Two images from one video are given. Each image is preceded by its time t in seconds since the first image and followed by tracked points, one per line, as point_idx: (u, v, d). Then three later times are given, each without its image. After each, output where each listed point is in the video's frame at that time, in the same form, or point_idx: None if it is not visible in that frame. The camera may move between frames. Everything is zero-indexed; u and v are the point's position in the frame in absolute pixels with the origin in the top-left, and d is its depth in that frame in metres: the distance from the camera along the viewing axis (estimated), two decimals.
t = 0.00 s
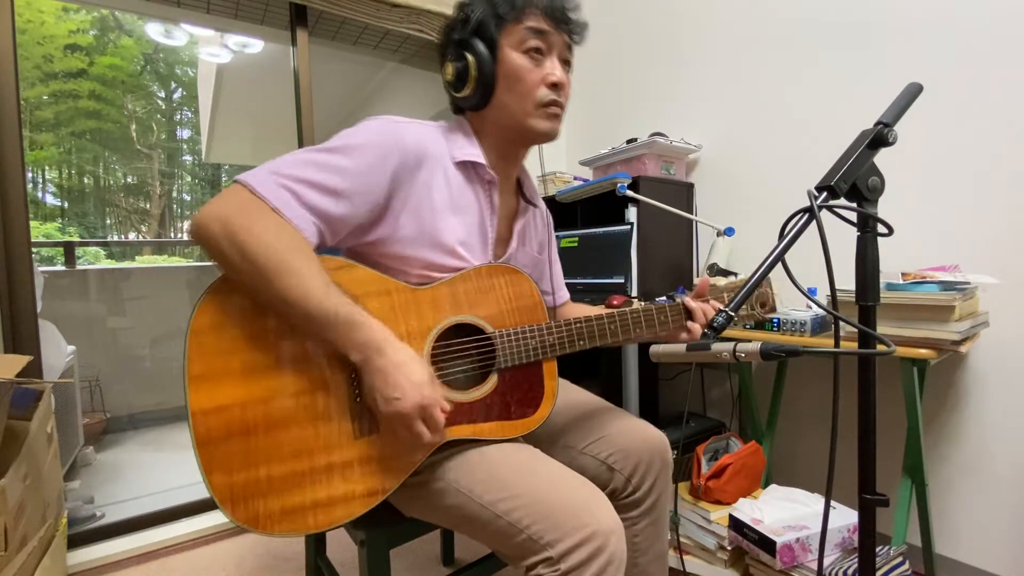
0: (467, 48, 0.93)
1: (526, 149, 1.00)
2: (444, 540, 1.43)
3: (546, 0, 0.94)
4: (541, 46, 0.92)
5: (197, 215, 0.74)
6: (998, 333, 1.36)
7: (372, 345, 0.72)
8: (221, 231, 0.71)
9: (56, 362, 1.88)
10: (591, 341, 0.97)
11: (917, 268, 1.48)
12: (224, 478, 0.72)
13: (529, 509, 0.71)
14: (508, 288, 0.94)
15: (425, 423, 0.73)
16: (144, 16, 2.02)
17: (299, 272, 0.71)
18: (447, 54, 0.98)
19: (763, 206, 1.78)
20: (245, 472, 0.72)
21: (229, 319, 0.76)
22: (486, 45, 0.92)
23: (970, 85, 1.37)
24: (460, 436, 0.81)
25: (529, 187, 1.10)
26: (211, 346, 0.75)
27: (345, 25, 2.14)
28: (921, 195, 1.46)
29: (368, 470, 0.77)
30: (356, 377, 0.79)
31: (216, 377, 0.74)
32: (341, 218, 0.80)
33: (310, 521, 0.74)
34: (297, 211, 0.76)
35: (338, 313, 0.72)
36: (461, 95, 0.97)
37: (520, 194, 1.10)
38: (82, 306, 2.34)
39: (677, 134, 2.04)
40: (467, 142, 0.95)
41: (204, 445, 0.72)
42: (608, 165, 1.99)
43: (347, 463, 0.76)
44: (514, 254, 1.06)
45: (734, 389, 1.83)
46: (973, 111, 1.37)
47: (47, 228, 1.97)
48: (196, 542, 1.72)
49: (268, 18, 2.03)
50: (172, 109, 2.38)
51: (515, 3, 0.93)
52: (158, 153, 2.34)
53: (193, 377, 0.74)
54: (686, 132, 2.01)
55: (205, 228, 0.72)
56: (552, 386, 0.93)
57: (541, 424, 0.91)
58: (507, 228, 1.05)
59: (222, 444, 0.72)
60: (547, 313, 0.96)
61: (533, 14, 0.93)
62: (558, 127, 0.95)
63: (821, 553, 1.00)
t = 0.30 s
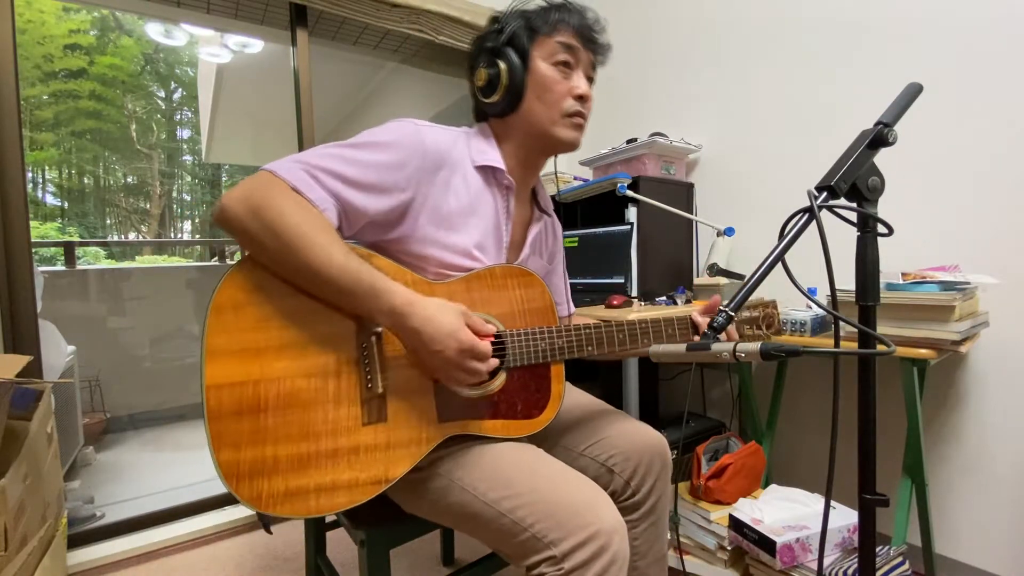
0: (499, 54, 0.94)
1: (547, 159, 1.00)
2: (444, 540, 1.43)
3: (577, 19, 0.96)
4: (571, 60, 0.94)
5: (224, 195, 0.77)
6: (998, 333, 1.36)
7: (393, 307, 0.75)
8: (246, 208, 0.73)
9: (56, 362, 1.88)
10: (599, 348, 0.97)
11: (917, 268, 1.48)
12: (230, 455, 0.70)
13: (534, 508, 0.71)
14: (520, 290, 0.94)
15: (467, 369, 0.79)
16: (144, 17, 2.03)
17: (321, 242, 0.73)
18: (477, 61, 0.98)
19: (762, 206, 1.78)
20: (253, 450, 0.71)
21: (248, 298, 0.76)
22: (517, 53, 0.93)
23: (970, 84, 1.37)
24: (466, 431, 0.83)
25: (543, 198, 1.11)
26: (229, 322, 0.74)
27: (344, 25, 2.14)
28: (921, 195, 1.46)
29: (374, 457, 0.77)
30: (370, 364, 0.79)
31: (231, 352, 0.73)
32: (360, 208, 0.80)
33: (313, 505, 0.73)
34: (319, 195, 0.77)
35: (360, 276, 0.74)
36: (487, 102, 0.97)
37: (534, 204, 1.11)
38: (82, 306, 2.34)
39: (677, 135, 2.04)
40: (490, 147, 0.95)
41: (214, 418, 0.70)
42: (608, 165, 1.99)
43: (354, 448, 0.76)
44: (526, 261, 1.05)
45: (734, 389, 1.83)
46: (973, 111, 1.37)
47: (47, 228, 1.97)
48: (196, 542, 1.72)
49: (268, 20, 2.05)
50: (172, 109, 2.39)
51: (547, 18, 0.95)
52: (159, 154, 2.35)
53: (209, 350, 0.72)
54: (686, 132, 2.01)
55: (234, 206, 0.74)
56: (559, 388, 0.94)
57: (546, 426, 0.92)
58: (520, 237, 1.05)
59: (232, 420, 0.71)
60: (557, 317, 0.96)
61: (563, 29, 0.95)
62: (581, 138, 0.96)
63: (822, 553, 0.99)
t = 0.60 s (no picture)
0: (520, 61, 0.94)
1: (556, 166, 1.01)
2: (444, 540, 1.43)
3: (599, 35, 0.97)
4: (589, 74, 0.95)
5: (238, 187, 0.76)
6: (998, 333, 1.36)
7: (398, 312, 0.75)
8: (259, 201, 0.73)
9: (56, 362, 1.88)
10: (603, 350, 0.98)
11: (917, 268, 1.48)
12: (235, 446, 0.70)
13: (537, 506, 0.71)
14: (526, 291, 0.94)
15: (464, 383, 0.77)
16: (144, 16, 2.04)
17: (331, 242, 0.72)
18: (497, 65, 0.98)
19: (762, 206, 1.78)
20: (257, 442, 0.71)
21: (257, 291, 0.76)
22: (538, 62, 0.93)
23: (970, 84, 1.37)
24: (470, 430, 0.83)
25: (552, 205, 1.11)
26: (236, 314, 0.74)
27: (344, 25, 2.14)
28: (921, 195, 1.46)
29: (377, 452, 0.77)
30: (376, 360, 0.79)
31: (238, 344, 0.74)
32: (374, 207, 0.80)
33: (315, 499, 0.73)
34: (332, 192, 0.76)
35: (367, 280, 0.74)
36: (503, 105, 0.97)
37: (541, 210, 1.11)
38: (82, 306, 2.34)
39: (677, 134, 2.04)
40: (500, 152, 0.96)
41: (220, 409, 0.71)
42: (608, 165, 1.99)
43: (358, 443, 0.76)
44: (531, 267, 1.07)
45: (734, 389, 1.82)
46: (973, 111, 1.37)
47: (48, 228, 1.97)
48: (196, 542, 1.72)
49: (268, 20, 2.04)
50: (172, 109, 2.40)
51: (570, 31, 0.95)
52: (159, 154, 2.35)
53: (216, 342, 0.73)
54: (686, 132, 2.01)
55: (247, 201, 0.73)
56: (562, 390, 0.93)
57: (548, 426, 0.91)
58: (526, 243, 1.07)
59: (237, 412, 0.71)
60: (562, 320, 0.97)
61: (584, 42, 0.96)
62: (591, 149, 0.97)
63: (822, 553, 1.00)
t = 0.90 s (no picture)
0: (547, 63, 0.92)
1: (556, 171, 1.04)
2: (444, 540, 1.43)
3: (618, 52, 1.00)
4: (605, 89, 0.98)
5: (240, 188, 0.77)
6: (997, 333, 1.36)
7: (401, 310, 0.75)
8: (261, 202, 0.74)
9: (56, 361, 1.88)
10: (603, 348, 0.97)
11: (917, 268, 1.48)
12: (239, 448, 0.71)
13: (538, 506, 0.71)
14: (526, 289, 0.94)
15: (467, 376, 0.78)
16: (144, 16, 2.04)
17: (333, 242, 0.73)
18: (520, 62, 0.96)
19: (762, 206, 1.78)
20: (260, 443, 0.71)
21: (259, 291, 0.76)
22: (564, 68, 0.93)
23: (970, 84, 1.37)
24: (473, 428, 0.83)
25: (551, 206, 1.12)
26: (238, 315, 0.75)
27: (344, 25, 2.14)
28: (921, 195, 1.46)
29: (380, 453, 0.77)
30: (378, 359, 0.79)
31: (240, 345, 0.74)
32: (375, 207, 0.80)
33: (318, 500, 0.73)
34: (335, 193, 0.77)
35: (371, 281, 0.74)
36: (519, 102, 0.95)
37: (540, 210, 1.12)
38: (81, 305, 2.34)
39: (677, 134, 2.04)
40: (501, 152, 0.96)
41: (222, 411, 0.71)
42: (608, 165, 1.99)
43: (361, 443, 0.76)
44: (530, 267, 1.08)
45: (734, 389, 1.82)
46: (973, 111, 1.37)
47: (48, 228, 1.97)
48: (196, 542, 1.72)
49: (268, 20, 2.05)
50: (172, 109, 2.40)
51: (597, 43, 0.96)
52: (159, 154, 2.35)
53: (219, 343, 0.73)
54: (686, 132, 2.01)
55: (250, 203, 0.75)
56: (562, 388, 0.93)
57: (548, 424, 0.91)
58: (526, 243, 1.08)
59: (240, 413, 0.71)
60: (563, 317, 0.97)
61: (607, 58, 0.97)
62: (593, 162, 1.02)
63: (822, 553, 1.00)
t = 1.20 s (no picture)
0: (532, 54, 0.91)
1: (533, 163, 1.03)
2: (444, 540, 1.43)
3: (594, 43, 1.00)
4: (584, 83, 0.98)
5: (208, 210, 0.75)
6: (997, 333, 1.36)
7: (384, 332, 0.74)
8: (230, 225, 0.72)
9: (56, 362, 1.88)
10: (593, 340, 0.98)
11: (917, 268, 1.48)
12: (230, 476, 0.70)
13: (536, 507, 0.71)
14: (512, 287, 0.94)
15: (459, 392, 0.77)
16: (144, 16, 2.04)
17: (311, 263, 0.72)
18: (501, 50, 0.94)
19: (762, 206, 1.78)
20: (251, 469, 0.71)
21: (236, 316, 0.75)
22: (548, 60, 0.92)
23: (970, 84, 1.37)
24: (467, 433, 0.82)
25: (531, 197, 1.11)
26: (217, 342, 0.74)
27: (344, 25, 2.14)
28: (921, 195, 1.46)
29: (374, 468, 0.77)
30: (366, 375, 0.79)
31: (222, 371, 0.73)
32: (351, 219, 0.80)
33: (317, 520, 0.72)
34: (309, 210, 0.76)
35: (349, 303, 0.73)
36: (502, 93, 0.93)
37: (522, 202, 1.11)
38: (81, 305, 2.34)
39: (677, 134, 2.04)
40: (477, 147, 0.95)
41: (210, 440, 0.70)
42: (608, 165, 1.99)
43: (355, 459, 0.76)
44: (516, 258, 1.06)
45: (734, 389, 1.82)
46: (973, 111, 1.37)
47: (48, 228, 1.97)
48: (196, 542, 1.72)
49: (268, 19, 2.05)
50: (172, 109, 2.39)
51: (576, 35, 0.96)
52: (159, 154, 2.35)
53: (200, 371, 0.72)
54: (686, 131, 2.01)
55: (219, 227, 0.73)
56: (555, 386, 0.94)
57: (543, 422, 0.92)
58: (509, 233, 1.06)
59: (228, 441, 0.71)
60: (551, 313, 0.96)
61: (587, 52, 0.98)
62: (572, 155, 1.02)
63: (821, 553, 1.00)
